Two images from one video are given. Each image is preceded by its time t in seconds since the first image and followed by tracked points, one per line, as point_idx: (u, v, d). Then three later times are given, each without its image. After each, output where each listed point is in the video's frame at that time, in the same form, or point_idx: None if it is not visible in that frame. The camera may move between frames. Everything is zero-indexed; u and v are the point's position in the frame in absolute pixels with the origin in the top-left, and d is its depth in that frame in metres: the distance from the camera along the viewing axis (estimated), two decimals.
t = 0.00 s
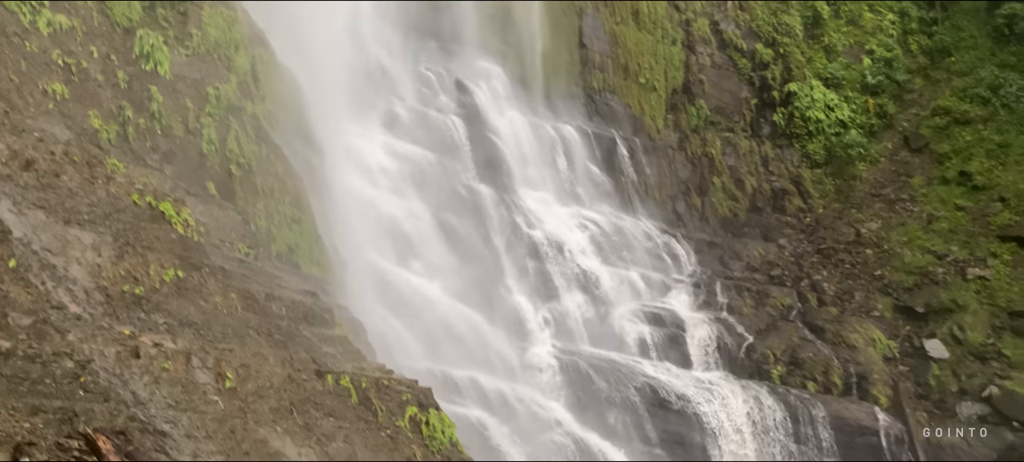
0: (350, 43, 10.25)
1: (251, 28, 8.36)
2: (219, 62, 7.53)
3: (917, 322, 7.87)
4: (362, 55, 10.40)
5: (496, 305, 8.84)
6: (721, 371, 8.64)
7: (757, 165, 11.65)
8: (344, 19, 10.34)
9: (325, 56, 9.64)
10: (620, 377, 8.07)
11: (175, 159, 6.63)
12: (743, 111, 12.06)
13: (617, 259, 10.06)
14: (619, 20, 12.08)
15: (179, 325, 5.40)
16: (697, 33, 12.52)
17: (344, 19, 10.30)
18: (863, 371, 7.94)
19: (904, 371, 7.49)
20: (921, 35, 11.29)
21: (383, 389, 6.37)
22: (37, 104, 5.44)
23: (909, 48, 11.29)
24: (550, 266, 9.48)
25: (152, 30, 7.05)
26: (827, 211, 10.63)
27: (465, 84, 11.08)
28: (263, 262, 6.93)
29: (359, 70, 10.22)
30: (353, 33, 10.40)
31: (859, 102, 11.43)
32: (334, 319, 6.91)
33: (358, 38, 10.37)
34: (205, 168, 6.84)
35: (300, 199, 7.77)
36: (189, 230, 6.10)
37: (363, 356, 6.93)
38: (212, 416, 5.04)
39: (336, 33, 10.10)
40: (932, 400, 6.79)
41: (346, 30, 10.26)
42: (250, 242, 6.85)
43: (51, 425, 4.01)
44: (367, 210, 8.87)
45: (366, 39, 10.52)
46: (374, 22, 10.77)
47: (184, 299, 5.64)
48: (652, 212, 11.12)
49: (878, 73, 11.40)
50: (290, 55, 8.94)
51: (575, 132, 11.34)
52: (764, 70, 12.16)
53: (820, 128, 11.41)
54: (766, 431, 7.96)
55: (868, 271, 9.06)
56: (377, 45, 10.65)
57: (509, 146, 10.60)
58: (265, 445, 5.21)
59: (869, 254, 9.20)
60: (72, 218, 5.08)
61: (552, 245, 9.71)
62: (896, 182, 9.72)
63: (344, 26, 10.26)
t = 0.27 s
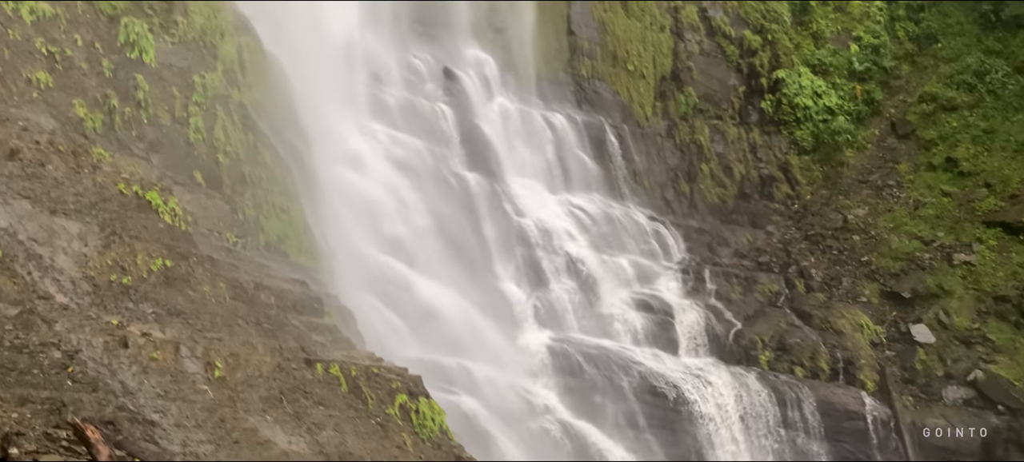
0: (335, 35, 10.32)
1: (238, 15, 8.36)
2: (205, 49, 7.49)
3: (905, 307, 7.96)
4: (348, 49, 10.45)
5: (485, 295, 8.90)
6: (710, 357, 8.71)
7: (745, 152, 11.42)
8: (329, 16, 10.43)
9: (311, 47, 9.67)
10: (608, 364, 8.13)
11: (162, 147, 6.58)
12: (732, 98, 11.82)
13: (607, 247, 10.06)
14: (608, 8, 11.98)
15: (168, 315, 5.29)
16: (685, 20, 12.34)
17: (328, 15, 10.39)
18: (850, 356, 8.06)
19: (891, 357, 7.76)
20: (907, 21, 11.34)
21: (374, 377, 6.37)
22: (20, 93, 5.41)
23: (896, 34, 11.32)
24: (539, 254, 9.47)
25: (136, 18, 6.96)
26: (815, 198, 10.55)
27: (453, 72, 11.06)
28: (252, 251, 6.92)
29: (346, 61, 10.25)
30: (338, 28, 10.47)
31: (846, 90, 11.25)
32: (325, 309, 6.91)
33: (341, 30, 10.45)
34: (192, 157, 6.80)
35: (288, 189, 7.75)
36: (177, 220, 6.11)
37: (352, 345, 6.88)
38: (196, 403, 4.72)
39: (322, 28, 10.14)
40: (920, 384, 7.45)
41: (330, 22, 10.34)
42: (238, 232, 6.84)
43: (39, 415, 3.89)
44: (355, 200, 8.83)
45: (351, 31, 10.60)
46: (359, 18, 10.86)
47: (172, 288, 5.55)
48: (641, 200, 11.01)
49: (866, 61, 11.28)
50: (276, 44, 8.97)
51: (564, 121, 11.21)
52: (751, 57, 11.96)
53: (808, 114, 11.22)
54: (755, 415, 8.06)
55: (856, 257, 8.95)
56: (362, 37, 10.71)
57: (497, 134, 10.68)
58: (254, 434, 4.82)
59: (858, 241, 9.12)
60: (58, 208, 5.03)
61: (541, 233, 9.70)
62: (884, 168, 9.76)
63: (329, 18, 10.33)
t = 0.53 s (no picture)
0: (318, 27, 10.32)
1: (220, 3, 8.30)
2: (189, 39, 7.40)
3: (889, 293, 7.71)
4: (334, 41, 10.46)
5: (473, 283, 8.92)
6: (696, 344, 8.82)
7: (732, 139, 11.37)
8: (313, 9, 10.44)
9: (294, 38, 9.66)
10: (595, 351, 8.20)
11: (146, 137, 6.51)
12: (718, 85, 11.60)
13: (594, 235, 10.12)
14: None
15: (154, 306, 5.20)
16: (671, 8, 12.17)
17: (311, 8, 10.38)
18: (836, 343, 7.58)
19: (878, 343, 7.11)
20: (892, 8, 11.47)
21: (362, 367, 6.37)
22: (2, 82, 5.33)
23: (882, 21, 11.44)
24: (526, 242, 9.50)
25: (119, 6, 6.82)
26: (801, 185, 10.80)
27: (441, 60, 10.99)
28: (237, 241, 6.88)
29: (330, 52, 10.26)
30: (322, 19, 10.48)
31: (833, 76, 11.41)
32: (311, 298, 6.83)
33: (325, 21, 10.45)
34: (177, 147, 6.76)
35: (273, 178, 7.75)
36: (163, 210, 6.04)
37: (340, 335, 6.82)
38: (185, 393, 4.78)
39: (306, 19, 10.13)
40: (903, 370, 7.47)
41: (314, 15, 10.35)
42: (223, 222, 6.79)
43: (25, 406, 3.77)
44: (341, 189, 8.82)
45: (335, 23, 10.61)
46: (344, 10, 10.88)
47: (158, 280, 5.47)
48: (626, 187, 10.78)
49: (852, 47, 11.41)
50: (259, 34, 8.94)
51: (551, 108, 11.29)
52: (738, 45, 11.85)
53: (795, 101, 11.33)
54: (740, 400, 8.20)
55: (841, 244, 9.19)
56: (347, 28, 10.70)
57: (485, 125, 10.74)
58: (242, 424, 4.93)
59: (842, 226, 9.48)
60: (42, 199, 4.95)
61: (529, 222, 9.73)
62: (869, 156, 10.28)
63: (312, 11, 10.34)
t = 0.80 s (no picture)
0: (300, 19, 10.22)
1: None
2: (169, 29, 7.31)
3: (872, 280, 8.51)
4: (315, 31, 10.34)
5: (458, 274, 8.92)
6: (681, 332, 8.83)
7: (716, 128, 11.37)
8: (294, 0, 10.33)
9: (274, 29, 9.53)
10: (581, 340, 8.24)
11: (128, 130, 6.47)
12: (702, 75, 11.71)
13: (579, 224, 10.17)
14: None
15: (138, 298, 5.05)
16: None
17: None
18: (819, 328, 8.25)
19: (858, 328, 8.18)
20: None
21: (348, 358, 6.28)
22: None
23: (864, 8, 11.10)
24: (513, 232, 9.50)
25: None
26: (784, 173, 10.69)
27: (424, 50, 10.95)
28: (222, 234, 6.82)
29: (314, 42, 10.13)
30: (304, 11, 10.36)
31: (814, 65, 11.05)
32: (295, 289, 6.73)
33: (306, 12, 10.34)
34: (159, 139, 6.71)
35: (258, 169, 7.70)
36: (144, 202, 6.02)
37: (327, 327, 6.74)
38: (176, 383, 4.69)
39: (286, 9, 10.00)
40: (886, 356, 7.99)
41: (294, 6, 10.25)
42: (208, 214, 6.74)
43: (6, 402, 3.47)
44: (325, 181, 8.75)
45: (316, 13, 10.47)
46: None
47: (141, 272, 5.39)
48: (612, 176, 11.18)
49: (834, 36, 11.09)
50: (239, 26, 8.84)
51: (535, 98, 11.38)
52: (721, 33, 11.70)
53: (777, 91, 11.06)
54: (726, 388, 8.24)
55: (824, 231, 9.39)
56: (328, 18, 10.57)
57: (469, 115, 10.72)
58: (228, 417, 4.76)
59: (824, 214, 9.60)
60: (20, 192, 4.89)
61: (515, 211, 9.78)
62: (852, 143, 10.09)
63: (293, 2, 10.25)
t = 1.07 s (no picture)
0: None
1: None
2: (147, 22, 7.22)
3: (852, 268, 9.08)
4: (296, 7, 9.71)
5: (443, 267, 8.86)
6: (664, 321, 8.90)
7: (698, 118, 11.64)
8: None
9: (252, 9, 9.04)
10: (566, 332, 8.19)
11: (107, 123, 6.40)
12: (683, 65, 11.90)
13: (563, 216, 10.14)
14: None
15: (118, 293, 5.04)
16: None
17: None
18: (800, 317, 8.64)
19: (839, 315, 8.79)
20: None
21: (332, 351, 6.34)
22: None
23: None
24: (497, 224, 9.55)
25: None
26: (766, 162, 11.16)
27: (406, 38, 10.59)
28: (203, 228, 6.76)
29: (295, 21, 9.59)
30: None
31: (795, 55, 11.49)
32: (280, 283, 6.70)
33: None
34: (139, 132, 6.64)
35: (238, 162, 7.56)
36: (125, 197, 5.94)
37: (309, 320, 6.72)
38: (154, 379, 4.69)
39: None
40: (867, 343, 8.41)
41: None
42: (188, 207, 6.68)
43: None
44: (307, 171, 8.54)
45: None
46: None
47: (122, 267, 5.34)
48: (596, 168, 11.20)
49: (813, 26, 11.48)
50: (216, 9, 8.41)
51: (518, 89, 11.19)
52: (703, 24, 11.90)
53: (759, 80, 11.48)
54: (709, 377, 8.29)
55: (805, 220, 9.90)
56: None
57: (453, 106, 10.51)
58: (211, 411, 4.93)
59: (806, 204, 10.10)
60: None
61: (498, 203, 9.77)
62: (832, 133, 10.55)
63: None
